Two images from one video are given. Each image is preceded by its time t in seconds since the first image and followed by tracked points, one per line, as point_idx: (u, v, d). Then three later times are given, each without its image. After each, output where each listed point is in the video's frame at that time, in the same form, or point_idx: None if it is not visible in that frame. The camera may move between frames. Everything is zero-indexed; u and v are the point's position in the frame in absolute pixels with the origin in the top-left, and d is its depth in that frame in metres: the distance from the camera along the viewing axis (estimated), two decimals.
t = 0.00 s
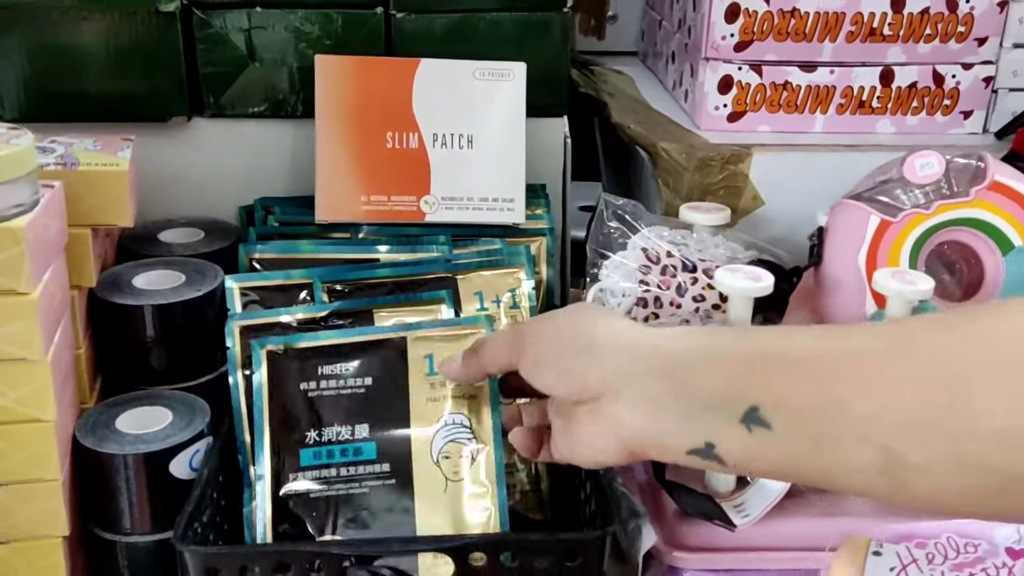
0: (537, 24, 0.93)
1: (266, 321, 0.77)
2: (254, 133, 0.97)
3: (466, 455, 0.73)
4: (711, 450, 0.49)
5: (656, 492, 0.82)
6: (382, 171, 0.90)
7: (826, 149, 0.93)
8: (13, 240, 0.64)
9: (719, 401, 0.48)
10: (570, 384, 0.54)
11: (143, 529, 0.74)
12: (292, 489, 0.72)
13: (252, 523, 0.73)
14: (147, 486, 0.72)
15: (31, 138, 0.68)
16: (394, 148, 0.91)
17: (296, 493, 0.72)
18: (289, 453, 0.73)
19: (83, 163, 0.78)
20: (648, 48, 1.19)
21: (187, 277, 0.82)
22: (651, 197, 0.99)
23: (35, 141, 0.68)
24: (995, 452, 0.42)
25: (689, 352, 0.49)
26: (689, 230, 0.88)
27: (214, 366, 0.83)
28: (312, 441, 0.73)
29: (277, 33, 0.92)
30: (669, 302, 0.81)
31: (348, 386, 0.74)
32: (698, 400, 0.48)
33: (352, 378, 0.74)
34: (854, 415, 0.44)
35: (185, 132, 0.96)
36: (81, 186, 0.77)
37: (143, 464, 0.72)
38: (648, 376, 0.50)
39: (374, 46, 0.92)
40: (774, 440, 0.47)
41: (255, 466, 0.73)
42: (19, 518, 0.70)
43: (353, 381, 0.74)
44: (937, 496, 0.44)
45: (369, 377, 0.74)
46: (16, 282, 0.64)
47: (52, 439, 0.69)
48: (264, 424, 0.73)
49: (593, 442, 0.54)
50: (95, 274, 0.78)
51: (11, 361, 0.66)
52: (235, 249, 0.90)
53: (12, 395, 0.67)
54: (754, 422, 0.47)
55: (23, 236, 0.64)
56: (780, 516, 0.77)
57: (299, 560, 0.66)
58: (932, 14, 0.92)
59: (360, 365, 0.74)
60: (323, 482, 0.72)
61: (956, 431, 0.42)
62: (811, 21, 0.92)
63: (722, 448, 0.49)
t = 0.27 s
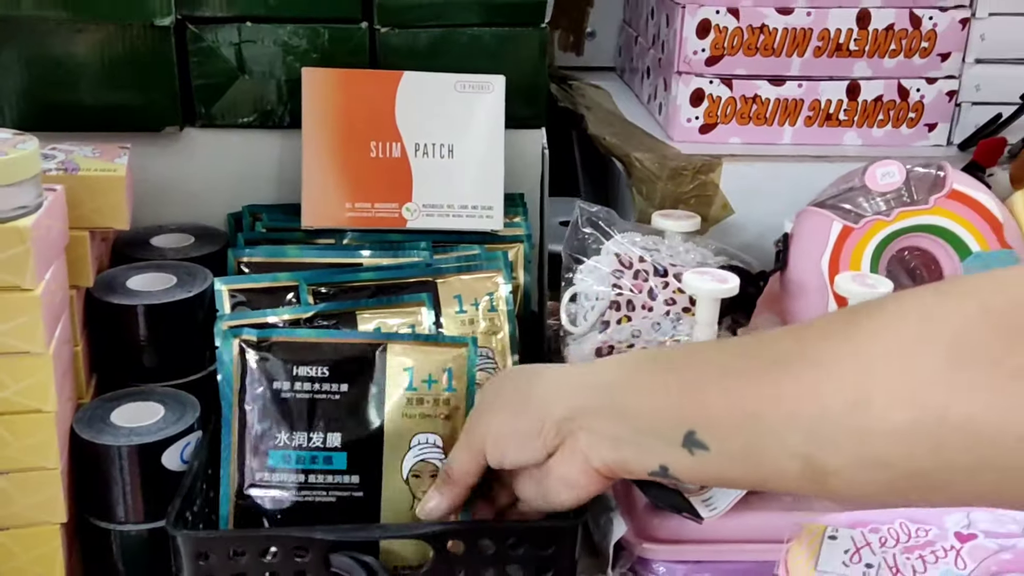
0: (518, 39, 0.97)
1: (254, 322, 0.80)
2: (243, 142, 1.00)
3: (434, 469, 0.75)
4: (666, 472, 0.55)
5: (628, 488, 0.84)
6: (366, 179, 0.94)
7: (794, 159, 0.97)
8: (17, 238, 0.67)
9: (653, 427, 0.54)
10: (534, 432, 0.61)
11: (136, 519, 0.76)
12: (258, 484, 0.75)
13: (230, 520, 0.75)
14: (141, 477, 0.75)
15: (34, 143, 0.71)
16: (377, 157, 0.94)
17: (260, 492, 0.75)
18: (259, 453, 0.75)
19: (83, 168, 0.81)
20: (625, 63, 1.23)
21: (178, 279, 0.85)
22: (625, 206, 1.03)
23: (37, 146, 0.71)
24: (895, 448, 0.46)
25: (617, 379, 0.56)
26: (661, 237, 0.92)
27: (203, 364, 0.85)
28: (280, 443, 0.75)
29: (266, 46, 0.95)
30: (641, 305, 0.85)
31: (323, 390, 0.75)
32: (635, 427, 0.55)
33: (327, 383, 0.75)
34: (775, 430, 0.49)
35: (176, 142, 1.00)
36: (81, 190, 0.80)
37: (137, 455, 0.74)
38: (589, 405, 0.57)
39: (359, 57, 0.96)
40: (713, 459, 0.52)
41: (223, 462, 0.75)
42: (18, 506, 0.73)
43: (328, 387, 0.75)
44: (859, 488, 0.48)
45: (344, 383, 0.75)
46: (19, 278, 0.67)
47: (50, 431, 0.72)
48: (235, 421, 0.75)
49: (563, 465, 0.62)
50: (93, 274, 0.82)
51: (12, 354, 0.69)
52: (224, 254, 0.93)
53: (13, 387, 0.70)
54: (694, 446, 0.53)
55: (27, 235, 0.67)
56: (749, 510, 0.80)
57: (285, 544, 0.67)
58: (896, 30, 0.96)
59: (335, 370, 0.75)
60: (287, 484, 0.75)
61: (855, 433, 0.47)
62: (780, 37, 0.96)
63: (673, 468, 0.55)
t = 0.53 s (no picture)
0: (493, 61, 1.00)
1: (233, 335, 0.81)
2: (227, 160, 1.04)
3: (434, 347, 0.73)
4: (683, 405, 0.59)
5: (598, 496, 0.88)
6: (345, 196, 0.97)
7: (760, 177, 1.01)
8: (7, 255, 0.70)
9: (678, 361, 0.57)
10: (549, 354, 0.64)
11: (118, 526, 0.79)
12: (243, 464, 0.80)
13: (222, 523, 0.79)
14: (124, 487, 0.78)
15: (25, 162, 0.75)
16: (357, 175, 0.97)
17: (270, 402, 0.71)
18: (257, 369, 0.71)
19: (71, 186, 0.85)
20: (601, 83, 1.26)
21: (162, 293, 0.88)
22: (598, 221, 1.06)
23: (28, 166, 0.74)
24: (927, 385, 0.49)
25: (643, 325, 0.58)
26: (630, 251, 0.95)
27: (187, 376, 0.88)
28: (279, 349, 0.71)
29: (250, 68, 0.99)
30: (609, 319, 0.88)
31: (302, 290, 0.71)
32: (658, 360, 0.58)
33: (305, 283, 0.71)
34: (798, 363, 0.53)
35: (163, 160, 1.03)
36: (68, 208, 0.83)
37: (120, 464, 0.77)
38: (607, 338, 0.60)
39: (339, 78, 0.99)
40: (734, 390, 0.56)
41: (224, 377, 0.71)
42: (6, 513, 0.75)
43: (308, 286, 0.71)
44: (890, 426, 0.52)
45: (327, 281, 0.71)
46: (8, 293, 0.71)
47: (37, 440, 0.75)
48: (223, 311, 0.70)
49: (573, 386, 0.64)
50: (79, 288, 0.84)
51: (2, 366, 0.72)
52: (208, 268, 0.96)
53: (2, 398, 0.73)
54: (715, 377, 0.56)
55: (17, 251, 0.70)
56: (712, 516, 0.84)
57: (263, 551, 0.71)
58: (856, 53, 0.99)
59: (316, 271, 0.71)
60: (293, 387, 0.71)
61: (888, 374, 0.50)
62: (744, 60, 0.99)
63: (690, 400, 0.58)
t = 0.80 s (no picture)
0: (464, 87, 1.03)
1: (210, 356, 0.84)
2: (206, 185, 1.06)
3: (467, 174, 0.69)
4: (774, 261, 0.60)
5: (565, 513, 0.89)
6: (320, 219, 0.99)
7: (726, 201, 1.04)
8: None
9: (779, 213, 0.59)
10: (625, 187, 0.66)
11: (91, 548, 0.80)
12: (216, 480, 0.83)
13: (195, 543, 0.82)
14: (96, 509, 0.79)
15: None
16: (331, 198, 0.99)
17: (266, 200, 0.66)
18: (263, 152, 0.66)
19: (46, 214, 0.87)
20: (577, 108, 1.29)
21: (138, 317, 0.90)
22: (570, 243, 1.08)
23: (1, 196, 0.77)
24: None
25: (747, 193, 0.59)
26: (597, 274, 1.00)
27: (161, 399, 0.90)
28: (290, 140, 0.66)
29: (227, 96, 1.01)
30: (579, 338, 0.95)
31: (336, 81, 0.66)
32: (758, 210, 0.59)
33: (341, 74, 0.66)
34: (924, 233, 0.54)
35: (142, 185, 1.05)
36: (43, 234, 0.86)
37: (92, 488, 0.79)
38: (699, 177, 0.62)
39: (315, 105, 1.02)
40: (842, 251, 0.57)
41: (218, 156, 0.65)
42: None
43: (341, 77, 0.66)
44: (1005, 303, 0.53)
45: (360, 75, 0.67)
46: None
47: (9, 463, 0.77)
48: (231, 112, 0.65)
49: (641, 225, 0.68)
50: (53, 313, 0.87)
51: None
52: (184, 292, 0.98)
53: None
54: (820, 236, 0.57)
55: None
56: (674, 532, 0.86)
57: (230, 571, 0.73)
58: (815, 83, 1.03)
59: (348, 60, 0.66)
60: (299, 188, 0.66)
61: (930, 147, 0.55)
62: (709, 88, 1.02)
63: (782, 256, 0.60)
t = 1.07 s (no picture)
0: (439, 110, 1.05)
1: (190, 375, 0.86)
2: (185, 206, 1.08)
3: (494, 171, 0.59)
4: (847, 276, 0.56)
5: (539, 528, 0.91)
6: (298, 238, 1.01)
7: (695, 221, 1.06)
8: None
9: (861, 226, 0.54)
10: (685, 190, 0.60)
11: (69, 567, 0.81)
12: (194, 497, 0.84)
13: (173, 561, 0.83)
14: (75, 527, 0.80)
15: None
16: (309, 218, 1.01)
17: (278, 220, 0.55)
18: (265, 172, 0.55)
19: (26, 236, 0.88)
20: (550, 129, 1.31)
21: (117, 337, 0.91)
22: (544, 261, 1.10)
23: None
24: None
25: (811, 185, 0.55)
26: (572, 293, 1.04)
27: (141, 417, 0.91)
28: (296, 151, 0.56)
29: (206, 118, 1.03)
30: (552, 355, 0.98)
31: (338, 83, 0.57)
32: (833, 219, 0.55)
33: (341, 75, 0.57)
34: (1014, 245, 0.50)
35: (122, 206, 1.07)
36: (23, 257, 0.87)
37: (71, 506, 0.80)
38: (775, 181, 0.56)
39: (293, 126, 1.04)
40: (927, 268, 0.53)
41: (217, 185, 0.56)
42: None
43: (343, 78, 0.57)
44: None
45: (363, 75, 0.58)
46: None
47: None
48: (224, 133, 0.56)
49: (702, 231, 0.61)
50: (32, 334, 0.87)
51: None
52: (163, 311, 1.00)
53: None
54: (902, 251, 0.54)
55: None
56: (646, 545, 0.88)
57: None
58: (782, 105, 1.05)
59: (346, 60, 0.58)
60: (317, 204, 0.56)
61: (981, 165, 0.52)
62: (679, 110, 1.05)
63: (860, 272, 0.56)
